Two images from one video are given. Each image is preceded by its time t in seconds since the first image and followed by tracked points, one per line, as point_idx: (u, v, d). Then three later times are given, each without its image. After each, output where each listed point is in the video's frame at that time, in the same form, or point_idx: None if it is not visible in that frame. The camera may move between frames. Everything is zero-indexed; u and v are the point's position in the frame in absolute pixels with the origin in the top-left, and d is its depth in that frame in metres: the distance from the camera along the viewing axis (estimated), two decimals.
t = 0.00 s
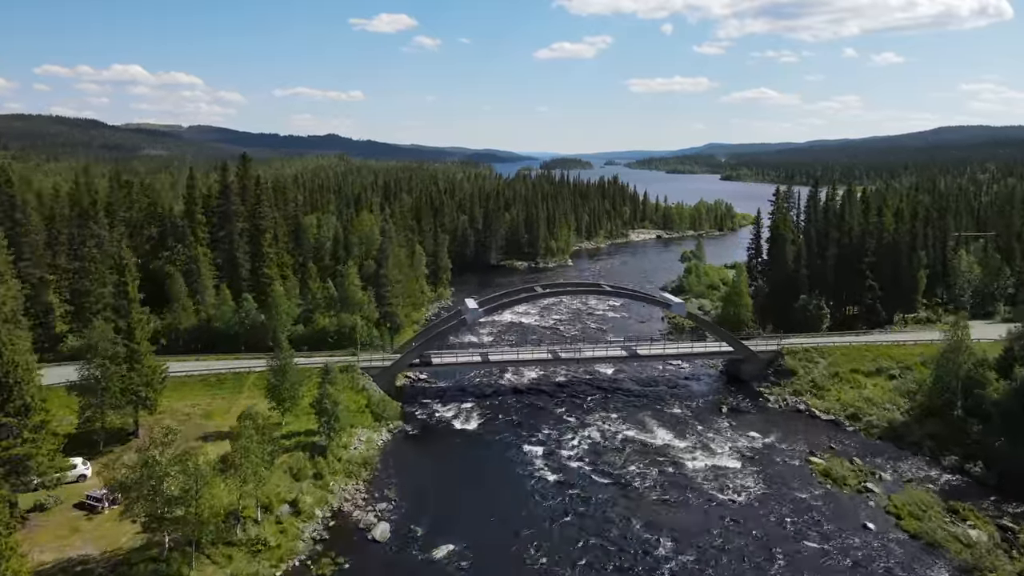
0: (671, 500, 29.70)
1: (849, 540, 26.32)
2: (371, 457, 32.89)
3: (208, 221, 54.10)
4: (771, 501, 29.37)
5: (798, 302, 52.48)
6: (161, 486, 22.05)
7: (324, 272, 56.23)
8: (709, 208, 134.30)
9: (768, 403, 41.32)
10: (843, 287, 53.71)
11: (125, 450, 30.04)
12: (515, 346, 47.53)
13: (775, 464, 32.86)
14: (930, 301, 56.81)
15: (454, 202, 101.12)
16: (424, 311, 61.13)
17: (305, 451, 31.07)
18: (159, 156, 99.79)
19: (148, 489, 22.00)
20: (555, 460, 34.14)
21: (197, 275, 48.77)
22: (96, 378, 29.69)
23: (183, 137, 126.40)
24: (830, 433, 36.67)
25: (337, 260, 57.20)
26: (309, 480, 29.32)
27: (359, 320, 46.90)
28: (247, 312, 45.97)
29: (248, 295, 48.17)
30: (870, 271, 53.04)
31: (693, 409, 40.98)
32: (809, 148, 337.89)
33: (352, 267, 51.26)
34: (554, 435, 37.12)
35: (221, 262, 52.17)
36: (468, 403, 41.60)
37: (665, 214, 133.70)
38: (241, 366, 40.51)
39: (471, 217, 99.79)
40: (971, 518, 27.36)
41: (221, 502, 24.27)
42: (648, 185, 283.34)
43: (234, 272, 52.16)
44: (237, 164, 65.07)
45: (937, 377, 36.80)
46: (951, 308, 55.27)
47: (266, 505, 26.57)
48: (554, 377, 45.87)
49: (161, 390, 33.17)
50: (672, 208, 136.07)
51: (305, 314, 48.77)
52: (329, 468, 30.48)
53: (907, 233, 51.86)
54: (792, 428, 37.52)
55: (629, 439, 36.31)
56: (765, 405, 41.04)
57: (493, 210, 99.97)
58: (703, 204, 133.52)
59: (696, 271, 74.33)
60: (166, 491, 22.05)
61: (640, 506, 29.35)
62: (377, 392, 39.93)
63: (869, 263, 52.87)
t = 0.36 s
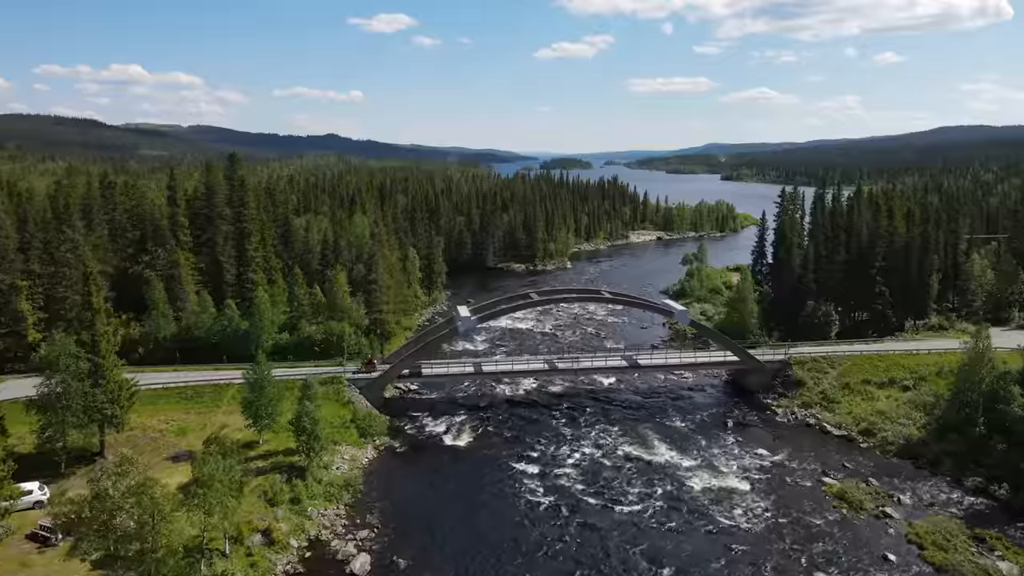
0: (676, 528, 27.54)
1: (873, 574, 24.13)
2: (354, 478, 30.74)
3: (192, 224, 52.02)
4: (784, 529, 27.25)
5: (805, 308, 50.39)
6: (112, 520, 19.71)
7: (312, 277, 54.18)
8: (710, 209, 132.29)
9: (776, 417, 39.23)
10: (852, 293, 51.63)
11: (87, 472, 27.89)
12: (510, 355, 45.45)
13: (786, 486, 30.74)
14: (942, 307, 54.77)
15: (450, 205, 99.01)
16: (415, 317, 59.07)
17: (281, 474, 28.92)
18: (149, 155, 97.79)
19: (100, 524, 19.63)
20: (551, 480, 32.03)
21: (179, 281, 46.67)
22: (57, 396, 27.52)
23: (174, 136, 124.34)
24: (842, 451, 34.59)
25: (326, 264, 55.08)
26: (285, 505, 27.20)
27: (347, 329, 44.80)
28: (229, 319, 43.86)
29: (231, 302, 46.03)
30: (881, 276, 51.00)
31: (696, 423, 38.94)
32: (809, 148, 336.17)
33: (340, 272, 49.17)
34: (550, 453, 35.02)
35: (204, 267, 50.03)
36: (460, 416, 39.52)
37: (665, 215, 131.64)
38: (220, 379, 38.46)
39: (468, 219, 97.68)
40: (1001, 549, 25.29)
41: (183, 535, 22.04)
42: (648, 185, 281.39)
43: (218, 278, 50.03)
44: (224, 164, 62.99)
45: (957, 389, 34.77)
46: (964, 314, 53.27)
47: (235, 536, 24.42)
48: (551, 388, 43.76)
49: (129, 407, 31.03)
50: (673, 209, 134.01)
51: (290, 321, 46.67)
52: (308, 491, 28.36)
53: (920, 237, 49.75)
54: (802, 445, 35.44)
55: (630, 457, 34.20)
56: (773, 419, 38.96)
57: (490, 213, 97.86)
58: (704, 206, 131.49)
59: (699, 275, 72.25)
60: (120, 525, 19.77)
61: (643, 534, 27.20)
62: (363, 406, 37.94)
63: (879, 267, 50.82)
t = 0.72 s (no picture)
0: (681, 561, 25.38)
1: None
2: (334, 501, 28.61)
3: (173, 227, 49.89)
4: (798, 560, 25.21)
5: (813, 314, 48.33)
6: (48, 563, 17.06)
7: (299, 282, 52.09)
8: (712, 210, 130.31)
9: (784, 432, 37.19)
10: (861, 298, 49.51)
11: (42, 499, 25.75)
12: (505, 366, 43.37)
13: (798, 511, 28.65)
14: (954, 313, 52.71)
15: (447, 206, 97.55)
16: (407, 324, 57.05)
17: (255, 499, 26.86)
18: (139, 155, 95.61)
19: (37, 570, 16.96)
20: (545, 502, 29.98)
21: (158, 286, 44.53)
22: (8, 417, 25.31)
23: (167, 135, 122.13)
24: (856, 470, 32.56)
25: (313, 268, 53.01)
26: (257, 535, 25.10)
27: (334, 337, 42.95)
28: (210, 328, 41.81)
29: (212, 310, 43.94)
30: (891, 280, 48.94)
31: (699, 438, 36.93)
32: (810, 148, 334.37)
33: (327, 277, 47.12)
34: (545, 472, 32.95)
35: (185, 272, 47.87)
36: (450, 432, 37.46)
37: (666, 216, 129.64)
38: (196, 393, 36.32)
39: (465, 221, 95.59)
40: None
41: None
42: (648, 185, 279.34)
43: (200, 283, 47.91)
44: (209, 164, 60.84)
45: (979, 404, 32.72)
46: (977, 320, 51.24)
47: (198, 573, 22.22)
48: (547, 400, 41.68)
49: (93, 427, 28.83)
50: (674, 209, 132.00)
51: (275, 329, 44.60)
52: (283, 519, 26.26)
53: (932, 240, 47.64)
54: (813, 464, 33.37)
55: (630, 478, 32.13)
56: (781, 434, 36.90)
57: (487, 215, 95.86)
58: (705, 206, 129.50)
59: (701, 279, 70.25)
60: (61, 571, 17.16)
61: (645, 567, 25.06)
62: (349, 421, 35.96)
63: (890, 272, 48.73)
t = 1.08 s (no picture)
0: None
1: None
2: (314, 529, 26.45)
3: (153, 231, 47.93)
4: None
5: (822, 322, 46.24)
6: None
7: (286, 289, 49.82)
8: (714, 211, 128.39)
9: (796, 450, 35.02)
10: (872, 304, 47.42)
11: None
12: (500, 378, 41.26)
13: (817, 541, 26.46)
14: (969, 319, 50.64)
15: (444, 209, 95.39)
16: (399, 332, 54.89)
17: (226, 530, 24.69)
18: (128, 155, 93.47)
19: None
20: (541, 529, 27.86)
21: (136, 294, 42.53)
22: None
23: (163, 134, 120.37)
24: (874, 493, 30.46)
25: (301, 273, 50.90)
26: (226, 571, 22.80)
27: (321, 348, 40.91)
28: (190, 337, 39.68)
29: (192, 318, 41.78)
30: (904, 286, 46.89)
31: (706, 456, 34.80)
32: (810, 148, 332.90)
33: (314, 283, 45.01)
34: (542, 495, 30.79)
35: (166, 278, 45.66)
36: (442, 449, 35.34)
37: (667, 217, 127.68)
38: (172, 408, 34.17)
39: (462, 225, 93.70)
40: None
41: None
42: (648, 185, 277.48)
43: (182, 289, 45.72)
44: (196, 165, 58.70)
45: (1006, 422, 30.63)
46: (993, 328, 49.18)
47: None
48: (544, 414, 39.57)
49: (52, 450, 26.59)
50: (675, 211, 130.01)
51: (259, 339, 42.46)
52: (255, 551, 23.98)
53: (948, 244, 45.49)
54: (829, 485, 31.19)
55: (633, 502, 30.02)
56: (793, 452, 34.78)
57: (484, 217, 93.74)
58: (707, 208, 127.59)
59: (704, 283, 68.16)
60: None
61: None
62: (333, 438, 33.83)
63: (903, 278, 46.68)
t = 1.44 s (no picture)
0: None
1: None
2: (291, 561, 24.38)
3: (134, 234, 45.28)
4: None
5: (833, 331, 44.19)
6: None
7: (272, 296, 47.99)
8: (716, 212, 126.50)
9: (809, 469, 32.93)
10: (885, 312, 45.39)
11: None
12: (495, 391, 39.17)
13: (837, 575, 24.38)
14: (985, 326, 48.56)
15: (441, 210, 93.50)
16: (392, 340, 52.91)
17: (192, 566, 22.57)
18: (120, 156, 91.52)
19: None
20: (538, 560, 25.79)
21: (113, 301, 40.52)
22: None
23: (160, 134, 118.97)
24: (895, 519, 28.40)
25: (288, 279, 48.86)
26: None
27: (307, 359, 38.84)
28: (168, 347, 37.58)
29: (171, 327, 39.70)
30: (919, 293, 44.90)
31: (713, 476, 32.72)
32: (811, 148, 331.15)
33: (301, 290, 42.95)
34: (539, 519, 28.75)
35: (146, 284, 43.42)
36: (432, 469, 33.26)
37: (668, 218, 125.77)
38: (144, 426, 32.03)
39: (459, 227, 91.79)
40: None
41: None
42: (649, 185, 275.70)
43: (163, 297, 43.58)
44: (183, 166, 56.74)
45: None
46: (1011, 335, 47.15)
47: None
48: (542, 429, 37.49)
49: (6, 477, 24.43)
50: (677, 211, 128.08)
51: (242, 349, 40.42)
52: None
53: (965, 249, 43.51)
54: (846, 510, 29.11)
55: (636, 528, 27.93)
56: (805, 471, 32.71)
57: (482, 219, 91.82)
58: (709, 209, 125.52)
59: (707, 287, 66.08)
60: None
61: None
62: (317, 458, 31.76)
63: (918, 284, 44.66)
